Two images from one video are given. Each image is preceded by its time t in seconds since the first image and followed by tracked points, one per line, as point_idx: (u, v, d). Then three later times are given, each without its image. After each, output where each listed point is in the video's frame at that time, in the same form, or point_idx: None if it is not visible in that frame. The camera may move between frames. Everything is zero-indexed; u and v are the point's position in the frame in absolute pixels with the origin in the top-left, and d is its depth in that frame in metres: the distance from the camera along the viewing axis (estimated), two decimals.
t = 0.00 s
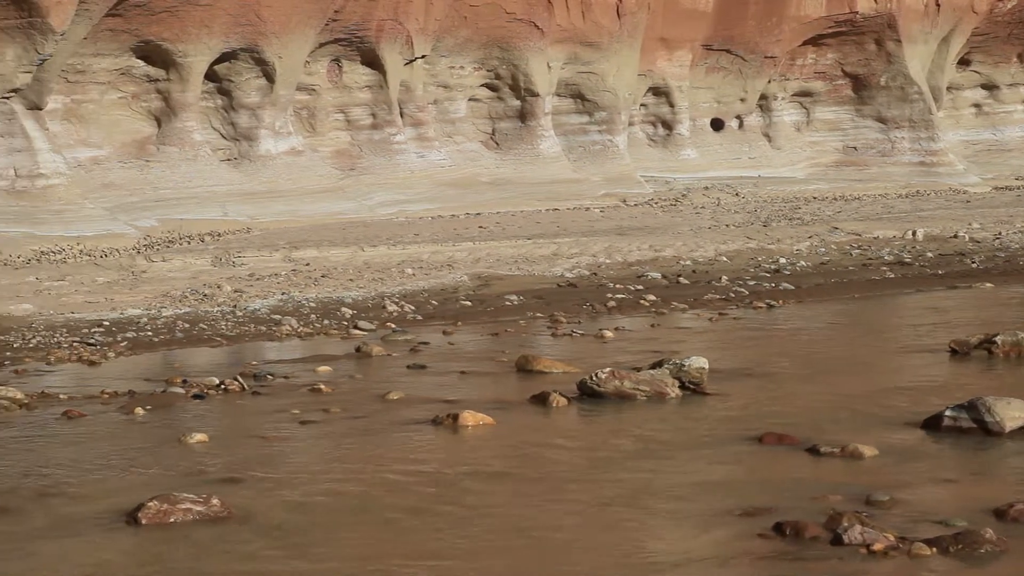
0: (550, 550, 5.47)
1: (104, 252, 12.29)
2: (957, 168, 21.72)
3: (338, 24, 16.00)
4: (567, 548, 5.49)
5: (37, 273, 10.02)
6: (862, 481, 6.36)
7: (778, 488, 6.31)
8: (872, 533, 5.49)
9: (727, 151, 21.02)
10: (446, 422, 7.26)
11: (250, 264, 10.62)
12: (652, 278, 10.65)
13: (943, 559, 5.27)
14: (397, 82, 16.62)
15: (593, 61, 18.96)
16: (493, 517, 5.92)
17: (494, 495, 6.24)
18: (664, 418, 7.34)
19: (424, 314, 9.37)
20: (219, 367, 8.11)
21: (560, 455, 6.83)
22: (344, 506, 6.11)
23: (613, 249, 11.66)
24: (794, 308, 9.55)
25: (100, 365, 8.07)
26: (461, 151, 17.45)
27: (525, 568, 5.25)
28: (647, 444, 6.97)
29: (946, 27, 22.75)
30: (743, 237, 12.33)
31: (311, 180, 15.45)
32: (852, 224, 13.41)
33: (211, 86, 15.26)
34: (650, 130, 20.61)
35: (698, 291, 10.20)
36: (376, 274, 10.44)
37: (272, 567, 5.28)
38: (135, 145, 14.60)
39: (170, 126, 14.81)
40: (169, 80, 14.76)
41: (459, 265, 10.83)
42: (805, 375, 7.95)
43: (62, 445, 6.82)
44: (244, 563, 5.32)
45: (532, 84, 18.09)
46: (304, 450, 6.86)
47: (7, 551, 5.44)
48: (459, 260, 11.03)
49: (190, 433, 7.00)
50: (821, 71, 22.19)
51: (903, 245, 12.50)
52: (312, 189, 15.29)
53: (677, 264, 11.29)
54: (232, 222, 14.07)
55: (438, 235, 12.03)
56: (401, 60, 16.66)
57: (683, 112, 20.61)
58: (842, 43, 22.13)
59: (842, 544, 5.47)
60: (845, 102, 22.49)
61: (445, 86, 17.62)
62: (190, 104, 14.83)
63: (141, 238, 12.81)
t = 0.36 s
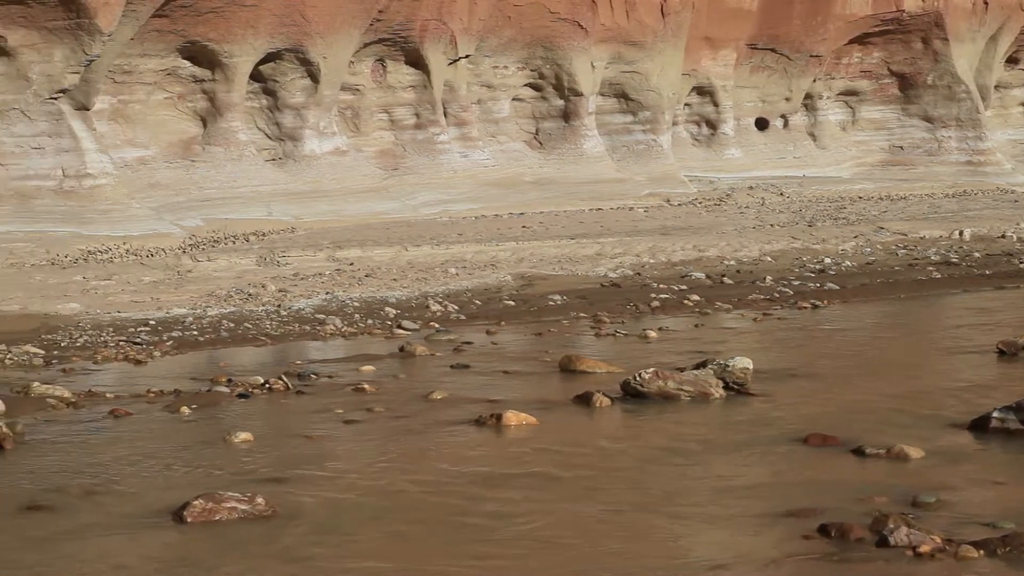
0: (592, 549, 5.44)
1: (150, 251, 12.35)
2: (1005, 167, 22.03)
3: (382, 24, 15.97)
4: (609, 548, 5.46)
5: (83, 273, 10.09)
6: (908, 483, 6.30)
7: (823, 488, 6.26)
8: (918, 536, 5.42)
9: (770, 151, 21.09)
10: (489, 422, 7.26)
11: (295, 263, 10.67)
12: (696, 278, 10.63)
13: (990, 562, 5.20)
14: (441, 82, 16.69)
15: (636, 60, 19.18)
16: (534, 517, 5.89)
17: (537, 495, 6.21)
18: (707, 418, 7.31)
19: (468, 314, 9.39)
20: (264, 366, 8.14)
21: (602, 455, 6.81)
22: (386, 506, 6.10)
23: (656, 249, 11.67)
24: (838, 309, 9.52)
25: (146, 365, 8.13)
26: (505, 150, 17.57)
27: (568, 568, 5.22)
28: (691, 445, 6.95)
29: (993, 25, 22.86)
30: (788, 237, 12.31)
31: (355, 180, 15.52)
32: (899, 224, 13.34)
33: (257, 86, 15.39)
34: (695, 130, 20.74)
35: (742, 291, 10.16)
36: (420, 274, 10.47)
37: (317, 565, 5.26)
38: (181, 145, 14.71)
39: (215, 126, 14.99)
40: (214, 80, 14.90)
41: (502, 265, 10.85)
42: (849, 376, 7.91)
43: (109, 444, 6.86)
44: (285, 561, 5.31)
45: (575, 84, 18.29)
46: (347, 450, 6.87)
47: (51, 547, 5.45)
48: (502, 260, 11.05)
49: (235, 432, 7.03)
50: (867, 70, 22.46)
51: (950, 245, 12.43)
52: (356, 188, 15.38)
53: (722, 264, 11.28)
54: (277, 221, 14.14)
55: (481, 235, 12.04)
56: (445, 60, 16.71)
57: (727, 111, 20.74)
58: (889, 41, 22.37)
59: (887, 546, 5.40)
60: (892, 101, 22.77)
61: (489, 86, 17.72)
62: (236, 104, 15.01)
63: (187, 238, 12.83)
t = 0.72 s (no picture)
0: (630, 548, 5.37)
1: (192, 251, 12.44)
2: None
3: (423, 24, 16.15)
4: (648, 547, 5.39)
5: (126, 273, 10.16)
6: (952, 484, 6.21)
7: (865, 489, 6.18)
8: (962, 537, 5.30)
9: (812, 148, 22.22)
10: (530, 422, 7.25)
11: (336, 263, 10.70)
12: (737, 278, 10.61)
13: None
14: (481, 82, 16.92)
15: (678, 60, 19.76)
16: (572, 516, 5.84)
17: (575, 494, 6.16)
18: (748, 419, 7.28)
19: (508, 313, 9.41)
20: (305, 365, 8.18)
21: (642, 455, 6.76)
22: (422, 505, 6.04)
23: (697, 249, 11.66)
24: (881, 309, 9.47)
25: (189, 363, 8.17)
26: (545, 150, 17.82)
27: (605, 567, 5.15)
28: (732, 444, 6.91)
29: None
30: (830, 237, 12.29)
31: (396, 179, 15.61)
32: (943, 223, 13.26)
33: (299, 86, 15.58)
34: (736, 128, 21.82)
35: (783, 290, 10.12)
36: (460, 273, 10.49)
37: (360, 561, 5.21)
38: (224, 145, 14.85)
39: (258, 126, 15.12)
40: (257, 80, 15.03)
41: (542, 264, 10.86)
42: (892, 378, 7.85)
43: (152, 441, 6.89)
44: (316, 558, 5.25)
45: (616, 83, 18.68)
46: (386, 449, 6.86)
47: (87, 542, 5.44)
48: (542, 260, 11.06)
49: (276, 431, 7.04)
50: (910, 69, 23.61)
51: (993, 245, 12.36)
52: (397, 188, 15.46)
53: (763, 264, 11.28)
54: (318, 220, 14.22)
55: (521, 235, 12.03)
56: (486, 60, 16.94)
57: (770, 110, 21.78)
58: (933, 40, 23.46)
59: (932, 548, 5.28)
60: (936, 100, 23.90)
61: (530, 85, 18.06)
62: (279, 104, 15.13)
63: (229, 238, 12.91)
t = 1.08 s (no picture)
0: (679, 548, 5.31)
1: (242, 250, 12.49)
2: None
3: (473, 23, 16.31)
4: (697, 547, 5.33)
5: (178, 273, 10.26)
6: (1006, 487, 6.11)
7: (917, 490, 6.11)
8: (1017, 540, 5.17)
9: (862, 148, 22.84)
10: (579, 422, 7.24)
11: (386, 263, 10.74)
12: (788, 278, 10.58)
13: None
14: (531, 82, 17.07)
15: (728, 59, 19.97)
16: (620, 515, 5.79)
17: (624, 493, 6.11)
18: (798, 420, 7.24)
19: (557, 313, 9.42)
20: (354, 364, 8.22)
21: (691, 455, 6.72)
22: (467, 505, 6.00)
23: (747, 249, 11.61)
24: (933, 309, 9.41)
25: (239, 362, 8.21)
26: (595, 150, 18.04)
27: (654, 566, 5.10)
28: (782, 445, 6.86)
29: None
30: (882, 237, 12.25)
31: (445, 180, 15.66)
32: (996, 223, 13.17)
33: (347, 86, 15.66)
34: (787, 127, 22.51)
35: (835, 290, 10.07)
36: (509, 272, 10.50)
37: (411, 559, 5.19)
38: (273, 145, 14.98)
39: (308, 126, 15.23)
40: (306, 80, 15.15)
41: (591, 264, 10.85)
42: (944, 379, 7.78)
43: (204, 439, 6.92)
44: (360, 558, 5.21)
45: (665, 82, 18.86)
46: (435, 449, 6.85)
47: (135, 538, 5.45)
48: (592, 260, 11.06)
49: (326, 430, 7.06)
50: (962, 68, 23.97)
51: None
52: (445, 188, 15.54)
53: (813, 263, 11.25)
54: (367, 220, 14.28)
55: (570, 234, 12.04)
56: (535, 60, 17.11)
57: (818, 109, 22.43)
58: (987, 39, 23.75)
59: (986, 551, 5.16)
60: (990, 98, 24.20)
61: (579, 85, 18.40)
62: (327, 104, 15.23)
63: (280, 237, 12.99)
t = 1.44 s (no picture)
0: (724, 548, 5.28)
1: (289, 249, 12.43)
2: None
3: (519, 23, 16.41)
4: (742, 547, 5.29)
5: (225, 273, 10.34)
6: None
7: (967, 491, 6.03)
8: None
9: (911, 146, 23.36)
10: (624, 421, 7.21)
11: (432, 262, 10.77)
12: (836, 277, 10.53)
13: None
14: (577, 82, 17.20)
15: (776, 58, 20.16)
16: (665, 515, 5.75)
17: (668, 493, 6.08)
18: (845, 420, 7.18)
19: (603, 312, 9.41)
20: (399, 363, 8.24)
21: (736, 455, 6.69)
22: (511, 505, 5.97)
23: (794, 249, 11.57)
24: (983, 309, 9.34)
25: (286, 361, 8.25)
26: (641, 149, 18.14)
27: (700, 566, 5.06)
28: (828, 446, 6.81)
29: None
30: (932, 236, 12.18)
31: (489, 179, 15.66)
32: None
33: (395, 85, 15.76)
34: (835, 126, 23.09)
35: (884, 290, 10.01)
36: (555, 271, 10.49)
37: (454, 559, 5.16)
38: (321, 144, 15.11)
39: (355, 125, 15.30)
40: (354, 80, 15.22)
41: (637, 264, 10.83)
42: (993, 381, 7.70)
43: (250, 438, 6.95)
44: (404, 556, 5.19)
45: (712, 82, 19.02)
46: (479, 448, 6.84)
47: (180, 535, 5.46)
48: (638, 259, 11.05)
49: (372, 429, 7.07)
50: (1013, 65, 24.53)
51: None
52: (490, 187, 15.55)
53: (862, 263, 11.19)
54: (413, 220, 14.27)
55: (616, 234, 12.04)
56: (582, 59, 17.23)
57: (867, 108, 23.01)
58: None
59: None
60: None
61: (626, 84, 18.48)
62: (373, 104, 15.31)
63: (326, 237, 12.99)
